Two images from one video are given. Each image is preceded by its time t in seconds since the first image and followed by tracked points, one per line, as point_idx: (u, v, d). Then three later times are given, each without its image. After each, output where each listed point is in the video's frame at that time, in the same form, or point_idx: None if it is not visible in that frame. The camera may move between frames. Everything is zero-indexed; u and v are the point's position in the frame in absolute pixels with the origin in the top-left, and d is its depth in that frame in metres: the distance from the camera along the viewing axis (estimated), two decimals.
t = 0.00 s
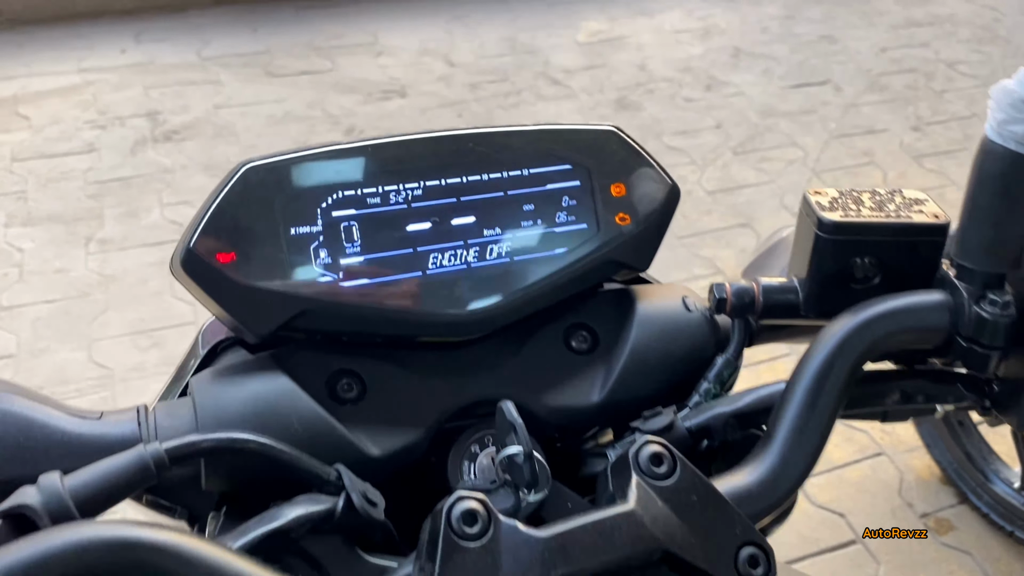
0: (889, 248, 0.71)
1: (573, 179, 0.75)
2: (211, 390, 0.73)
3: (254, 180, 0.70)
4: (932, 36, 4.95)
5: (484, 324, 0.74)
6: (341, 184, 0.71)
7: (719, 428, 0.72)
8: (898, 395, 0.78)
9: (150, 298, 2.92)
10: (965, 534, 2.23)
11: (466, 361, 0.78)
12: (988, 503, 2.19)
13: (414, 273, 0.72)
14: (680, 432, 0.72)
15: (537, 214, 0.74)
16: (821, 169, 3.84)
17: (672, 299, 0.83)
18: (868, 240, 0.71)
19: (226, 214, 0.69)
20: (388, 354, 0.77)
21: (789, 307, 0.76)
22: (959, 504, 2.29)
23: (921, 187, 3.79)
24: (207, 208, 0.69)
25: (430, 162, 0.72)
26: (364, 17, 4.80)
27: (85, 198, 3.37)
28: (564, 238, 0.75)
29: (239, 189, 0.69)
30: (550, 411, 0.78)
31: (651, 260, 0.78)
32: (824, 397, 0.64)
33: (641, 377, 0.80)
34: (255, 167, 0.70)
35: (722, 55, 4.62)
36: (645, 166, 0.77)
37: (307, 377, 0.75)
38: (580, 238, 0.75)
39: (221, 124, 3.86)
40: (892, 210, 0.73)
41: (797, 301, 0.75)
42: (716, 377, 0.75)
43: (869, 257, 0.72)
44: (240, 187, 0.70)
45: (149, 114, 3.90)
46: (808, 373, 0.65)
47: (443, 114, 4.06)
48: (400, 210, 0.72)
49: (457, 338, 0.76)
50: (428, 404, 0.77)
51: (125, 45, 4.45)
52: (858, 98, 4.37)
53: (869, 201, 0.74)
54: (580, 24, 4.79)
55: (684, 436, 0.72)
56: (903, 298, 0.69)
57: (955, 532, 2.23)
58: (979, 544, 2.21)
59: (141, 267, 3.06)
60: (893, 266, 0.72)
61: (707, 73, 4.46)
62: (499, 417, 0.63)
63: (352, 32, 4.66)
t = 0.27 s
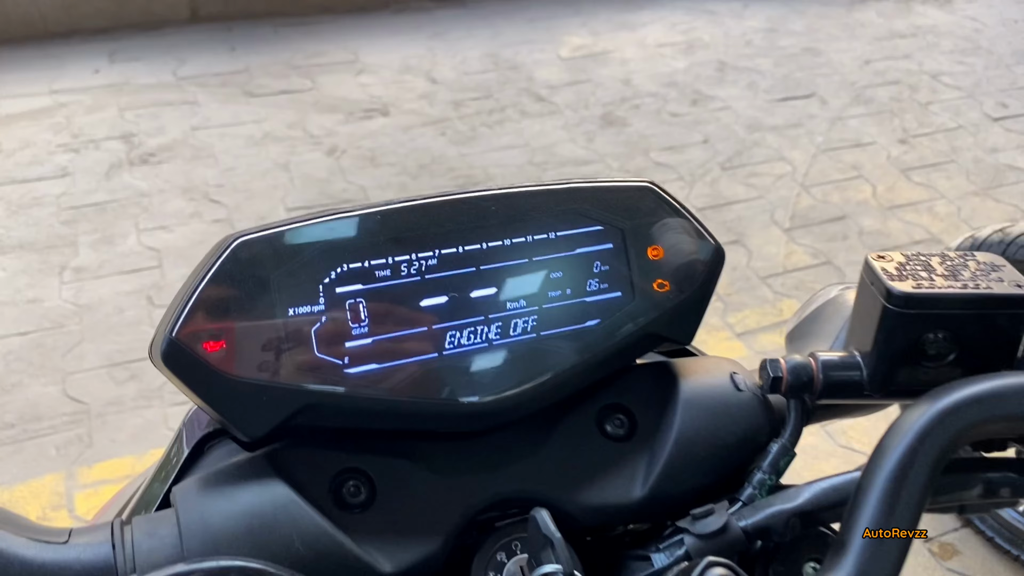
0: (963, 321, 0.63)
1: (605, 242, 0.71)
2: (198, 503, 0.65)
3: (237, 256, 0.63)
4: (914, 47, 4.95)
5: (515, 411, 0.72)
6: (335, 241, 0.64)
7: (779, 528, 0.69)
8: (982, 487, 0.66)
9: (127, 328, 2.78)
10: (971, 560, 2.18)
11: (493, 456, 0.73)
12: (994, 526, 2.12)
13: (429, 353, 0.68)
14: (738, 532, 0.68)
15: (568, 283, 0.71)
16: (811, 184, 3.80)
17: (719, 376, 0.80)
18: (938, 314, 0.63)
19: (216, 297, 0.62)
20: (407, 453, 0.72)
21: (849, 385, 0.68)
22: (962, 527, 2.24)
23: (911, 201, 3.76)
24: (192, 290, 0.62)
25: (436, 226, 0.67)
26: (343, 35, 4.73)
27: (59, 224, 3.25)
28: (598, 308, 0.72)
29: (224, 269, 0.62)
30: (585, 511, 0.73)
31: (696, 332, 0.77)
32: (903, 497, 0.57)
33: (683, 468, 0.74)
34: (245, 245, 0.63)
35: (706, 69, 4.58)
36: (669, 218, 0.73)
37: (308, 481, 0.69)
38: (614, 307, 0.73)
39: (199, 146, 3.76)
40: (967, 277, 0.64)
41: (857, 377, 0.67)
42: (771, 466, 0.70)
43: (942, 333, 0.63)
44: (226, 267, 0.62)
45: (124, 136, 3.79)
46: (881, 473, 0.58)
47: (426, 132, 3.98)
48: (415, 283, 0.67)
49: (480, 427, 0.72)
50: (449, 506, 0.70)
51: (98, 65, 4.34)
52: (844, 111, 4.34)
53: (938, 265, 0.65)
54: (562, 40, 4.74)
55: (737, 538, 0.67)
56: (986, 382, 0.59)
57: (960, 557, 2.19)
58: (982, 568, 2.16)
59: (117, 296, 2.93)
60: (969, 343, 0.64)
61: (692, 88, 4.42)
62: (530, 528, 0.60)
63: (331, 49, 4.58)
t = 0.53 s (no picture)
0: (938, 327, 0.63)
1: (565, 256, 0.70)
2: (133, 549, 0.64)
3: (177, 286, 0.60)
4: (868, 48, 5.01)
5: (477, 433, 0.72)
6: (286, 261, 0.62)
7: (753, 550, 0.68)
8: (961, 500, 0.66)
9: (80, 351, 2.69)
10: (940, 556, 2.23)
11: (453, 484, 0.75)
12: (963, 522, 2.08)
13: (382, 380, 0.67)
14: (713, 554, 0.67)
15: (530, 301, 0.70)
16: (771, 187, 3.82)
17: (687, 392, 0.82)
18: (915, 321, 0.63)
19: (154, 322, 0.60)
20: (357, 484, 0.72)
21: (822, 395, 0.67)
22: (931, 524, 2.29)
23: (871, 201, 3.80)
24: (127, 316, 0.59)
25: (386, 248, 0.65)
26: (299, 47, 4.67)
27: (7, 246, 3.15)
28: (557, 327, 0.71)
29: (160, 297, 0.60)
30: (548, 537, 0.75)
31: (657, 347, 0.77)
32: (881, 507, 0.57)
33: (654, 490, 0.77)
34: (177, 270, 0.60)
35: (665, 74, 4.59)
36: (631, 227, 0.72)
37: (253, 523, 0.68)
38: (576, 324, 0.71)
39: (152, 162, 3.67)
40: (938, 283, 0.64)
41: (830, 387, 0.67)
42: (742, 486, 0.70)
43: (917, 339, 0.64)
44: (161, 292, 0.60)
45: (75, 154, 3.70)
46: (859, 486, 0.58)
47: (386, 143, 3.94)
48: (364, 305, 0.65)
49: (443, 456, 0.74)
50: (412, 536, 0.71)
51: (46, 82, 4.23)
52: (804, 113, 4.37)
53: (907, 273, 0.66)
54: (521, 47, 4.72)
55: (711, 562, 0.66)
56: (957, 394, 0.62)
57: (930, 555, 2.23)
58: (953, 566, 2.21)
59: (70, 318, 2.84)
60: (940, 349, 0.64)
61: (652, 93, 4.43)
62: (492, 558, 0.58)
63: (287, 61, 4.52)
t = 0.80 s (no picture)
0: (610, 306, 0.59)
1: (265, 254, 0.69)
2: None
3: None
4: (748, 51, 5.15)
5: (157, 432, 0.70)
6: (122, 246, 0.68)
7: (432, 530, 0.58)
8: (632, 471, 0.60)
9: None
10: (810, 539, 2.22)
11: (140, 483, 0.71)
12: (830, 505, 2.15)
13: (55, 381, 0.66)
14: (392, 538, 0.57)
15: (220, 296, 0.68)
16: (651, 187, 3.83)
17: (381, 381, 0.77)
18: (580, 301, 0.58)
19: None
20: (47, 489, 0.71)
21: (508, 381, 0.62)
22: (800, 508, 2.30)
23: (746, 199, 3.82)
24: None
25: (142, 234, 0.68)
26: (180, 57, 4.56)
27: None
28: (254, 321, 0.69)
29: None
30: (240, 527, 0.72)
31: (363, 335, 0.73)
32: (537, 485, 0.53)
33: (346, 473, 0.74)
34: None
35: (551, 80, 4.64)
36: (334, 224, 0.71)
37: None
38: (273, 319, 0.69)
39: (18, 178, 3.52)
40: (609, 264, 0.60)
41: (518, 373, 0.61)
42: (437, 466, 0.61)
43: (589, 320, 0.59)
44: None
45: None
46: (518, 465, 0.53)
47: (267, 152, 3.84)
48: (37, 305, 0.66)
49: (127, 454, 0.71)
50: (90, 535, 0.70)
51: None
52: (682, 116, 4.46)
53: (585, 255, 0.61)
54: (407, 55, 4.72)
55: (392, 544, 0.58)
56: (620, 367, 0.56)
57: (799, 538, 2.23)
58: (819, 546, 2.20)
59: None
60: (617, 330, 0.60)
61: (538, 99, 4.48)
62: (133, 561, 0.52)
63: (166, 72, 4.41)
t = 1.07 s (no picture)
0: (403, 281, 0.60)
1: (58, 240, 0.60)
2: None
3: None
4: (672, 49, 5.19)
5: None
6: None
7: (229, 507, 0.59)
8: (426, 439, 0.62)
9: None
10: (732, 522, 2.20)
11: None
12: (747, 489, 2.17)
13: None
14: (186, 516, 0.58)
15: (5, 283, 0.58)
16: (579, 184, 3.82)
17: (186, 360, 0.66)
18: (371, 276, 0.59)
19: None
20: None
21: (309, 358, 0.62)
22: (723, 492, 2.28)
23: (671, 192, 3.80)
24: None
25: None
26: (95, 64, 4.31)
27: None
28: (49, 309, 0.59)
29: None
30: (38, 514, 0.58)
31: (165, 321, 0.65)
32: (321, 452, 0.54)
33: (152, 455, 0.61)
34: None
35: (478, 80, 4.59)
36: (137, 208, 0.63)
37: None
38: (72, 306, 0.60)
39: None
40: (404, 239, 0.62)
41: (319, 349, 0.62)
42: (239, 444, 0.61)
43: (383, 293, 0.61)
44: None
45: None
46: (301, 434, 0.54)
47: (190, 159, 3.65)
48: None
49: None
50: None
51: None
52: (608, 113, 4.43)
53: (381, 232, 0.62)
54: (331, 57, 4.55)
55: (190, 522, 0.58)
56: (408, 337, 0.58)
57: (722, 521, 2.20)
58: (742, 529, 2.18)
59: None
60: (410, 302, 0.61)
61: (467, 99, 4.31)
62: None
63: (83, 80, 4.15)
